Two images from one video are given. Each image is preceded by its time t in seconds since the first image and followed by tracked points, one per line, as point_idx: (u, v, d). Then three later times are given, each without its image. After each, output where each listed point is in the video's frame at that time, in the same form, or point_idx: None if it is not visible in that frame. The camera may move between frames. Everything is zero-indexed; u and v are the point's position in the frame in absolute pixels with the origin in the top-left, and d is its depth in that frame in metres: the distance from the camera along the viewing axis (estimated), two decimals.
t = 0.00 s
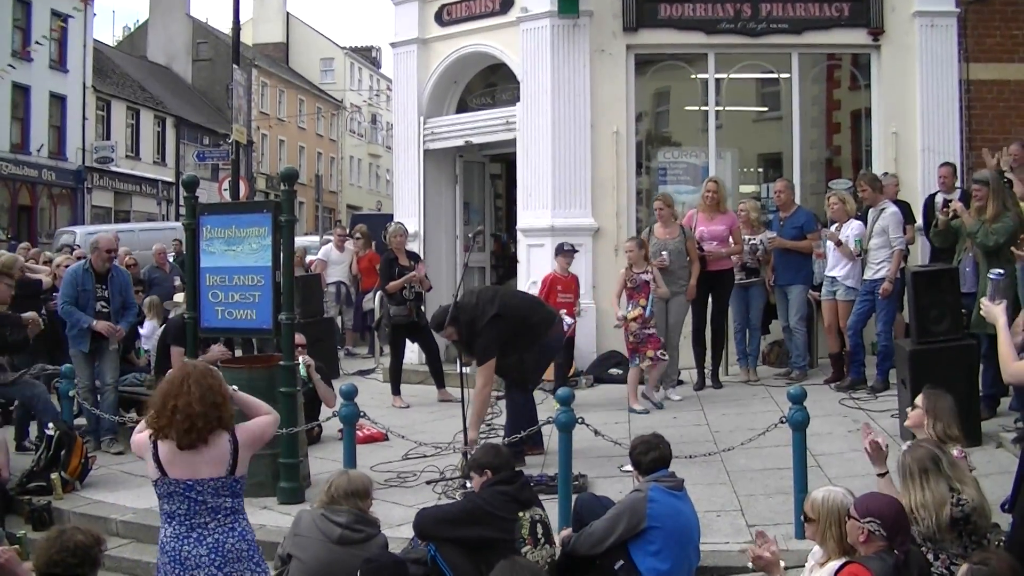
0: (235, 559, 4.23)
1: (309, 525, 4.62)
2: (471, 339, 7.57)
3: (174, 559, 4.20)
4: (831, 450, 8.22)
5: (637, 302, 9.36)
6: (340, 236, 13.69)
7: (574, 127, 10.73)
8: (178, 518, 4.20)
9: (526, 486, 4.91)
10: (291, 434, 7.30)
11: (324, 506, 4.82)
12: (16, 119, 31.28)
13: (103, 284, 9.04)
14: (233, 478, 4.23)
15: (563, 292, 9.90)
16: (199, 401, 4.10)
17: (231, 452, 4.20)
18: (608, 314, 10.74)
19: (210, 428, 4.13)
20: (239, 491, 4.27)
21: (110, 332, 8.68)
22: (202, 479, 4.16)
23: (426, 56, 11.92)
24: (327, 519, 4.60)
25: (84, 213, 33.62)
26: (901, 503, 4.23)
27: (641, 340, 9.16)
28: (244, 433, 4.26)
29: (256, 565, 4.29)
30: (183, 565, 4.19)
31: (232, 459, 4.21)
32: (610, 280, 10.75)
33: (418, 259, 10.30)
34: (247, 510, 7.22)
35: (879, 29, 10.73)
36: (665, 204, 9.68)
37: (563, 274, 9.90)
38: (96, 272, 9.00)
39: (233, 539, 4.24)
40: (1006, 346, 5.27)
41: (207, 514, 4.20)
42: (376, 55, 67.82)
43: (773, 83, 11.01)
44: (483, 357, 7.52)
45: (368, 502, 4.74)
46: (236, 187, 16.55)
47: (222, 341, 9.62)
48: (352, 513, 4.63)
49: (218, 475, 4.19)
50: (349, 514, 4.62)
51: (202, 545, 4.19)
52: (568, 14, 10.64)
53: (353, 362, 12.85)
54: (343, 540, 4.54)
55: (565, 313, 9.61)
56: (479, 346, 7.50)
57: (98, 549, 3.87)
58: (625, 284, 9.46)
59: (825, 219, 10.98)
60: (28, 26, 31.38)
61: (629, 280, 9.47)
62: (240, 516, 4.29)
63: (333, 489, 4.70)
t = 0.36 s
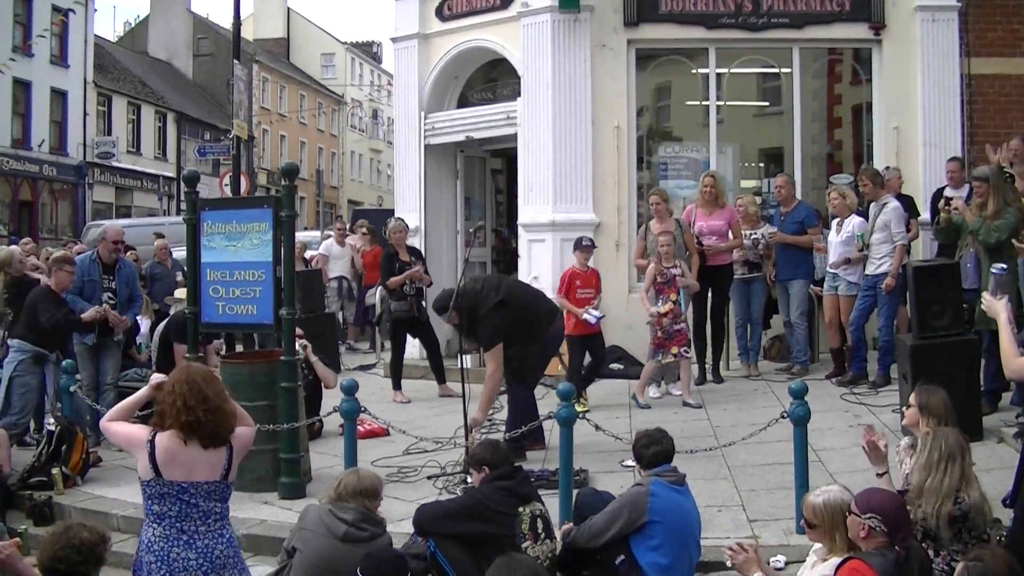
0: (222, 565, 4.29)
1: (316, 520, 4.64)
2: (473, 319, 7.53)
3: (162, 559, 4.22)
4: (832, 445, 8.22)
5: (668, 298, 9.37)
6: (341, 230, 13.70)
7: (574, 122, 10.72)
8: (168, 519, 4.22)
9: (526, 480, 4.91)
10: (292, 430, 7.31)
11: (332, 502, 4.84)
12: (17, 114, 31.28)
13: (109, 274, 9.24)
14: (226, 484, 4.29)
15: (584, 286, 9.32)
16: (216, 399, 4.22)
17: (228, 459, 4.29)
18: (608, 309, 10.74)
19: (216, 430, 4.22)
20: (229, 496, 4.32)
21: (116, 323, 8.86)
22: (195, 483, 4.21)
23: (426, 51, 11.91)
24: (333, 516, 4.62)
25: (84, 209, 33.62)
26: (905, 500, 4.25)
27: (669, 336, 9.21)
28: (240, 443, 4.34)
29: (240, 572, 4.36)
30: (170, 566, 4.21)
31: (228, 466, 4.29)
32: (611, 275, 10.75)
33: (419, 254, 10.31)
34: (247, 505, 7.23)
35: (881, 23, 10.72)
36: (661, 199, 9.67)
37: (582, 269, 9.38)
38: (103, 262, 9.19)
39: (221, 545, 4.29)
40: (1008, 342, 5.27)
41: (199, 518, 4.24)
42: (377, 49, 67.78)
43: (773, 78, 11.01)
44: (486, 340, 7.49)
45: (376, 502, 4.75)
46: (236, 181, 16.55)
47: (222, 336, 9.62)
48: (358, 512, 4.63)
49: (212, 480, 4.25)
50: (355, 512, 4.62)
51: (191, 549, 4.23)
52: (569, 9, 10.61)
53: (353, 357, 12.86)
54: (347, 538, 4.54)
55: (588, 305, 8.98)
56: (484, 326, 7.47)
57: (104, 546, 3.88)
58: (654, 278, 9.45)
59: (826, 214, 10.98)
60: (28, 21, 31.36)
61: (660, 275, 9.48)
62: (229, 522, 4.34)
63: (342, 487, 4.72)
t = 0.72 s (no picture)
0: (235, 548, 4.20)
1: (323, 515, 4.66)
2: (495, 266, 7.66)
3: (174, 544, 4.17)
4: (835, 438, 8.22)
5: (692, 291, 9.30)
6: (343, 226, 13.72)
7: (575, 117, 10.72)
8: (176, 507, 4.17)
9: (526, 476, 4.93)
10: (292, 426, 7.32)
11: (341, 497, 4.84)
12: (18, 112, 31.30)
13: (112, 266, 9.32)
14: (228, 469, 4.20)
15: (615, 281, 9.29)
16: (179, 404, 4.06)
17: (222, 444, 4.17)
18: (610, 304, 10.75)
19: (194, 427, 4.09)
20: (235, 481, 4.24)
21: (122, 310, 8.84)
22: (195, 473, 4.13)
23: (426, 46, 11.91)
24: (341, 512, 4.62)
25: (87, 206, 33.67)
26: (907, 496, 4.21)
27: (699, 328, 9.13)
28: (232, 423, 4.22)
29: (253, 555, 4.27)
30: (181, 550, 4.15)
31: (224, 450, 4.18)
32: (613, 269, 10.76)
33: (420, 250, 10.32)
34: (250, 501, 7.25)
35: (881, 15, 10.69)
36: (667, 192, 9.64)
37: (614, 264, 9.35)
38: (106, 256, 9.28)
39: (232, 528, 4.20)
40: (1010, 336, 5.26)
41: (207, 504, 4.16)
42: (378, 44, 67.76)
43: (774, 71, 10.99)
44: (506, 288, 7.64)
45: (384, 500, 4.74)
46: (237, 178, 16.58)
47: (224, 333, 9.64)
48: (366, 509, 4.63)
49: (213, 467, 4.16)
50: (362, 510, 4.62)
51: (200, 533, 4.15)
52: (569, 4, 10.58)
53: (356, 353, 12.88)
54: (354, 535, 4.55)
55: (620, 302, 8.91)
56: (506, 276, 7.60)
57: (105, 546, 3.90)
58: (678, 272, 9.32)
59: (827, 207, 10.96)
60: (28, 19, 31.37)
61: (683, 268, 9.35)
62: (240, 506, 4.26)
63: (352, 485, 4.72)
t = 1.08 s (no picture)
0: (265, 553, 4.22)
1: (327, 513, 4.68)
2: (527, 227, 7.67)
3: (203, 552, 4.17)
4: (839, 432, 8.22)
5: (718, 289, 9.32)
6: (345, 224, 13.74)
7: (577, 113, 10.72)
8: (205, 513, 4.18)
9: (527, 472, 4.94)
10: (297, 425, 7.34)
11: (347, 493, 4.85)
12: (22, 112, 31.35)
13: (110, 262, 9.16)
14: (258, 473, 4.23)
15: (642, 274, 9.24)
16: (208, 410, 4.10)
17: (251, 447, 4.20)
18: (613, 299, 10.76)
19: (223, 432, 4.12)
20: (264, 485, 4.26)
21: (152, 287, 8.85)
22: (227, 478, 4.16)
23: (429, 44, 11.92)
24: (345, 510, 4.64)
25: (91, 205, 33.73)
26: (912, 489, 4.21)
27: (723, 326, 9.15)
28: (261, 426, 4.27)
29: (283, 560, 4.30)
30: (212, 558, 4.16)
31: (253, 452, 4.21)
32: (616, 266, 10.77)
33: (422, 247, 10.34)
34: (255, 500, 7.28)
35: (883, 9, 10.68)
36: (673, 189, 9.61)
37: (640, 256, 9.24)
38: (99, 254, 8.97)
39: (261, 533, 4.23)
40: (1012, 330, 5.25)
41: (236, 509, 4.18)
42: (382, 42, 67.79)
43: (777, 66, 10.99)
44: (533, 251, 7.65)
45: (389, 497, 4.70)
46: (240, 177, 16.61)
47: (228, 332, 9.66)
48: (371, 507, 4.65)
49: (243, 472, 4.19)
50: (366, 509, 4.63)
51: (231, 540, 4.17)
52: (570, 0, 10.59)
53: (361, 351, 12.91)
54: (358, 533, 4.59)
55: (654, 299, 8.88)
56: (539, 237, 7.63)
57: (107, 545, 3.93)
58: (705, 270, 9.31)
59: (831, 201, 10.95)
60: (31, 19, 31.39)
61: (709, 266, 9.33)
62: (267, 509, 4.27)
63: (355, 482, 4.69)
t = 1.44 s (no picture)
0: (254, 548, 4.21)
1: (327, 516, 4.69)
2: (543, 227, 7.65)
3: (193, 548, 4.13)
4: (840, 433, 8.22)
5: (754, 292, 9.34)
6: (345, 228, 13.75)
7: (577, 116, 10.74)
8: (195, 507, 4.16)
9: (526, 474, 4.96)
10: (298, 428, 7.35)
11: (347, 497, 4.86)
12: (23, 117, 31.40)
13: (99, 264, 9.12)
14: (250, 469, 4.26)
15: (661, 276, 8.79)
16: (238, 398, 4.16)
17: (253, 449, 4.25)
18: (614, 302, 10.77)
19: (241, 428, 4.16)
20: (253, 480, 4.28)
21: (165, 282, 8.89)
22: (223, 470, 4.17)
23: (429, 47, 11.93)
24: (345, 514, 4.66)
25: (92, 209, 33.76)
26: (912, 489, 4.21)
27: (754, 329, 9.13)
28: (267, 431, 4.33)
29: (270, 555, 4.30)
30: (203, 554, 4.12)
31: (254, 454, 4.26)
32: (617, 268, 10.78)
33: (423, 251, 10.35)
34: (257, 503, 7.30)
35: (882, 10, 10.70)
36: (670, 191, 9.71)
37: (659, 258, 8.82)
38: (92, 258, 9.01)
39: (250, 527, 4.22)
40: (1012, 331, 5.25)
41: (226, 503, 4.18)
42: (383, 46, 67.88)
43: (777, 67, 11.00)
44: (544, 249, 7.61)
45: (388, 501, 4.73)
46: (241, 181, 16.62)
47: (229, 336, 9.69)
48: (371, 510, 4.66)
49: (237, 465, 4.21)
50: (366, 512, 4.65)
51: (221, 534, 4.15)
52: (570, 3, 10.62)
53: (362, 355, 12.92)
54: (358, 536, 4.60)
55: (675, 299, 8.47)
56: (550, 236, 7.59)
57: (107, 549, 3.94)
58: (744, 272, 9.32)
59: (831, 202, 10.96)
60: (33, 24, 31.42)
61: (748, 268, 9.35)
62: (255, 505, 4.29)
63: (356, 485, 4.71)
